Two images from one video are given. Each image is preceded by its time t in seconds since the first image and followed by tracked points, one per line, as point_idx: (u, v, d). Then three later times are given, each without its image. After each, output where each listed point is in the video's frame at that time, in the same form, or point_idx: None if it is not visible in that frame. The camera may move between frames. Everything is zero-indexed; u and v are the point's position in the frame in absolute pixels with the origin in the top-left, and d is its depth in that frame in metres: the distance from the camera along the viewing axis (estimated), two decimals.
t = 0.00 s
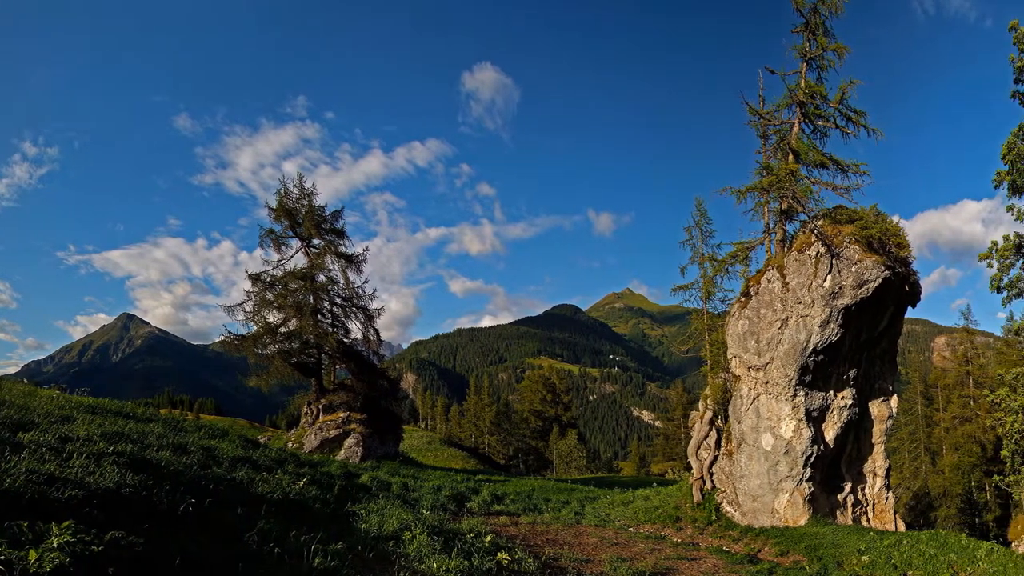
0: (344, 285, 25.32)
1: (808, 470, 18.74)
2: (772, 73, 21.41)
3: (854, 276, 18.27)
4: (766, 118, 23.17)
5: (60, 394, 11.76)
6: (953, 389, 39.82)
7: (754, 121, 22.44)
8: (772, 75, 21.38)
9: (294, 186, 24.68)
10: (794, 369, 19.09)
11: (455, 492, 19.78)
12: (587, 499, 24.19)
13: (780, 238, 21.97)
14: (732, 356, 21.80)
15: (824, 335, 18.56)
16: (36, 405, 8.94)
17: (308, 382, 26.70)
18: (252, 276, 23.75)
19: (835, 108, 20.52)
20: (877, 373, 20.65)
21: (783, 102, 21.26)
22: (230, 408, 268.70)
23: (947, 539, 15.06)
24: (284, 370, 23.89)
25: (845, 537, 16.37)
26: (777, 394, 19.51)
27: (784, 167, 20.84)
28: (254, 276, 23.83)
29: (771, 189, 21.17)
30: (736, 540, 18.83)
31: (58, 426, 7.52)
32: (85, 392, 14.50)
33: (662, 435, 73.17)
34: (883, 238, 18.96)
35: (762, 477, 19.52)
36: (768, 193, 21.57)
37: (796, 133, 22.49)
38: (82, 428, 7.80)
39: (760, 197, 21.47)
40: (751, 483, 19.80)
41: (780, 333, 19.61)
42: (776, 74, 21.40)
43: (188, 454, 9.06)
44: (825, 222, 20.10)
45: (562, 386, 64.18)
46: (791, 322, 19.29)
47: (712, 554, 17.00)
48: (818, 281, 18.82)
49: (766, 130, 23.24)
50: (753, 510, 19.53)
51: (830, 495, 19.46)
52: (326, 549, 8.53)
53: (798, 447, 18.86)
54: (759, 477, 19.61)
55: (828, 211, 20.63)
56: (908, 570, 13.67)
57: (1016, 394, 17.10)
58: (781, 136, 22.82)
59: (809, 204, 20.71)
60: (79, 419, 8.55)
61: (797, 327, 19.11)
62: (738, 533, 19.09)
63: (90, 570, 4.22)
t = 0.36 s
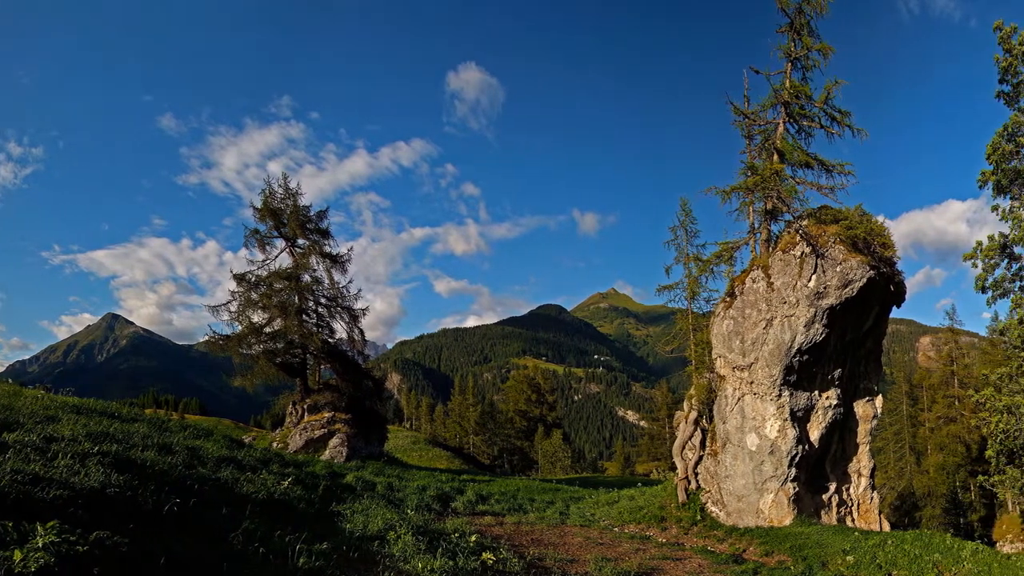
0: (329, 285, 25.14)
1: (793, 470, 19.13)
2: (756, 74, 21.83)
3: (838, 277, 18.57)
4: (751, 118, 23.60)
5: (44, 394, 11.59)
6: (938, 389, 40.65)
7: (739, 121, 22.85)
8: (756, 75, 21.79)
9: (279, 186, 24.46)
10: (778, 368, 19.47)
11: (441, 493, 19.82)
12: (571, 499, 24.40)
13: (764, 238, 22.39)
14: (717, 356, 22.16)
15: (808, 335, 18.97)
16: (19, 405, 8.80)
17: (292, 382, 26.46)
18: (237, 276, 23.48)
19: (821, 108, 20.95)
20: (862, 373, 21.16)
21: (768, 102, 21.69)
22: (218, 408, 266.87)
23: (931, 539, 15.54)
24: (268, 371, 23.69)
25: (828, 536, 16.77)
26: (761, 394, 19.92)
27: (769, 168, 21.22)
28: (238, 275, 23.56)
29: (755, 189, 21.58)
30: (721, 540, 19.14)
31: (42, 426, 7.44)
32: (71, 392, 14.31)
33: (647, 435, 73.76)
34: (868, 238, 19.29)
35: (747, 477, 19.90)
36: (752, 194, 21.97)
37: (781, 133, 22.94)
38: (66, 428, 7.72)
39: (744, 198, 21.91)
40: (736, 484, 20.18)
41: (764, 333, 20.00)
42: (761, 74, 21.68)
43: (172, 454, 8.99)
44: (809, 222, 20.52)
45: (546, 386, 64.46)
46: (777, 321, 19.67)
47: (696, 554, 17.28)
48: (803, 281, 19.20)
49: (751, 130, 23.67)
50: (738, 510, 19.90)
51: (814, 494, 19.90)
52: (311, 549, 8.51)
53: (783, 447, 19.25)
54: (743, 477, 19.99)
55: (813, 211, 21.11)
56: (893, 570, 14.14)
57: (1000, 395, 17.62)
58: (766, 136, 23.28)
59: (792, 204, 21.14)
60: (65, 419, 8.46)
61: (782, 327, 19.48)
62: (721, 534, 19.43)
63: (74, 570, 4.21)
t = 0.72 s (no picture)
0: (313, 285, 24.97)
1: (778, 470, 19.49)
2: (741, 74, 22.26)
3: (823, 276, 19.02)
4: (736, 118, 24.03)
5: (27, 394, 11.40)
6: (924, 389, 41.68)
7: (725, 121, 23.26)
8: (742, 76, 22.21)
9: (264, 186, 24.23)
10: (764, 368, 19.87)
11: (425, 492, 19.85)
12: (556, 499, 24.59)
13: (749, 238, 22.83)
14: (702, 356, 22.54)
15: (794, 335, 19.37)
16: (1, 404, 8.65)
17: (277, 382, 26.18)
18: (222, 275, 23.20)
19: (806, 108, 21.39)
20: (847, 373, 21.67)
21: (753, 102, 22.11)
22: (201, 408, 260.59)
23: (915, 539, 16.01)
24: (253, 371, 23.46)
25: (813, 535, 17.19)
26: (746, 394, 20.31)
27: (755, 167, 21.61)
28: (223, 275, 23.28)
29: (740, 189, 21.99)
30: (705, 540, 19.45)
31: (25, 426, 7.36)
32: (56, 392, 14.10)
33: (632, 435, 74.36)
34: (852, 237, 19.86)
35: (732, 477, 20.28)
36: (737, 193, 22.39)
37: (766, 133, 23.39)
38: (49, 428, 7.63)
39: (729, 198, 22.31)
40: (721, 484, 20.55)
41: (749, 333, 20.41)
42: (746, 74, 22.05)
43: (157, 454, 8.92)
44: (795, 221, 20.97)
45: (531, 386, 64.64)
46: (761, 321, 20.08)
47: (681, 554, 17.57)
48: (788, 281, 19.61)
49: (735, 130, 24.10)
50: (722, 509, 20.27)
51: (799, 495, 20.34)
52: (296, 548, 8.52)
53: (768, 447, 19.60)
54: (728, 477, 20.37)
55: (798, 211, 21.61)
56: (878, 570, 14.48)
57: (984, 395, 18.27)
58: (750, 136, 23.73)
59: (776, 204, 21.56)
60: (48, 420, 8.35)
61: (767, 327, 19.87)
62: (706, 533, 19.75)
63: (59, 570, 4.22)
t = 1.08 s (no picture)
0: (298, 285, 24.79)
1: (763, 470, 19.91)
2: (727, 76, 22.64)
3: (808, 276, 19.34)
4: (721, 118, 24.44)
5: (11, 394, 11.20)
6: (909, 389, 42.65)
7: (710, 121, 23.66)
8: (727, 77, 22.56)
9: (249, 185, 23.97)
10: (749, 369, 20.23)
11: (410, 492, 19.85)
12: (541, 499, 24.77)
13: (734, 237, 23.24)
14: (687, 356, 22.92)
15: (779, 335, 19.76)
16: None
17: (261, 383, 25.91)
18: (207, 275, 22.91)
19: (790, 108, 21.82)
20: (831, 373, 22.18)
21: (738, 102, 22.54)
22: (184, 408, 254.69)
23: (901, 539, 16.46)
24: (238, 371, 23.21)
25: (799, 536, 17.54)
26: (732, 394, 20.69)
27: (740, 167, 21.98)
28: (208, 275, 22.99)
29: (725, 189, 22.38)
30: (691, 540, 19.76)
31: (9, 426, 7.29)
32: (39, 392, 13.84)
33: (616, 435, 74.89)
34: (837, 237, 20.25)
35: (717, 478, 20.64)
36: (722, 193, 22.78)
37: (750, 133, 23.82)
38: (34, 428, 7.56)
39: (714, 198, 22.70)
40: (706, 484, 20.90)
41: (733, 333, 20.80)
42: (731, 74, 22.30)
43: (142, 454, 8.84)
44: (780, 221, 21.38)
45: (516, 386, 64.74)
46: (746, 321, 20.46)
47: (666, 554, 17.86)
48: (772, 281, 20.00)
49: (721, 129, 24.52)
50: (708, 510, 20.64)
51: (784, 495, 20.80)
52: (281, 549, 8.52)
53: (752, 447, 19.99)
54: (714, 477, 20.74)
55: (783, 211, 22.06)
56: (863, 570, 14.75)
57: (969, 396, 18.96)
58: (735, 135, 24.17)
59: (761, 203, 21.93)
60: (33, 420, 8.24)
61: (752, 327, 20.24)
62: (692, 534, 20.08)
63: (44, 570, 4.23)
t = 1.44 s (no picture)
0: (283, 285, 24.59)
1: (747, 470, 20.30)
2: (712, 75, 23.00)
3: (793, 276, 19.80)
4: (706, 118, 24.85)
5: None
6: (892, 388, 43.57)
7: (695, 121, 24.06)
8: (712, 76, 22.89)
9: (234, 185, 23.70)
10: (734, 369, 20.62)
11: (395, 492, 19.84)
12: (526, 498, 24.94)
13: (719, 237, 23.68)
14: (671, 355, 23.29)
15: (764, 335, 20.17)
16: None
17: (245, 384, 25.62)
18: (191, 276, 22.58)
19: (773, 108, 22.25)
20: (815, 373, 22.70)
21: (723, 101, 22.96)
22: (169, 408, 249.97)
23: (885, 539, 16.99)
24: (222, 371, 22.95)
25: (784, 536, 17.93)
26: (716, 394, 21.05)
27: (726, 167, 22.32)
28: (192, 275, 22.66)
29: (710, 189, 22.76)
30: (677, 540, 20.07)
31: None
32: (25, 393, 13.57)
33: (602, 435, 75.40)
34: (821, 237, 20.67)
35: (701, 478, 21.01)
36: (706, 193, 23.17)
37: (735, 132, 24.26)
38: (19, 429, 7.48)
39: (699, 198, 23.07)
40: (692, 484, 21.26)
41: (718, 333, 21.18)
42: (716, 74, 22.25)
43: (127, 454, 8.76)
44: (765, 221, 21.76)
45: (500, 386, 64.76)
46: (732, 321, 20.82)
47: (652, 555, 18.11)
48: (757, 281, 20.39)
49: (706, 129, 24.94)
50: (693, 510, 21.00)
51: (769, 494, 21.25)
52: (265, 549, 8.52)
53: (737, 447, 20.36)
54: (699, 477, 21.10)
55: (766, 211, 22.50)
56: (847, 570, 15.09)
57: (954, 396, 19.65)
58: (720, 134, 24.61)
59: (746, 203, 22.33)
60: (18, 420, 8.13)
61: (737, 327, 20.64)
62: (677, 534, 20.42)
63: (27, 569, 4.23)
